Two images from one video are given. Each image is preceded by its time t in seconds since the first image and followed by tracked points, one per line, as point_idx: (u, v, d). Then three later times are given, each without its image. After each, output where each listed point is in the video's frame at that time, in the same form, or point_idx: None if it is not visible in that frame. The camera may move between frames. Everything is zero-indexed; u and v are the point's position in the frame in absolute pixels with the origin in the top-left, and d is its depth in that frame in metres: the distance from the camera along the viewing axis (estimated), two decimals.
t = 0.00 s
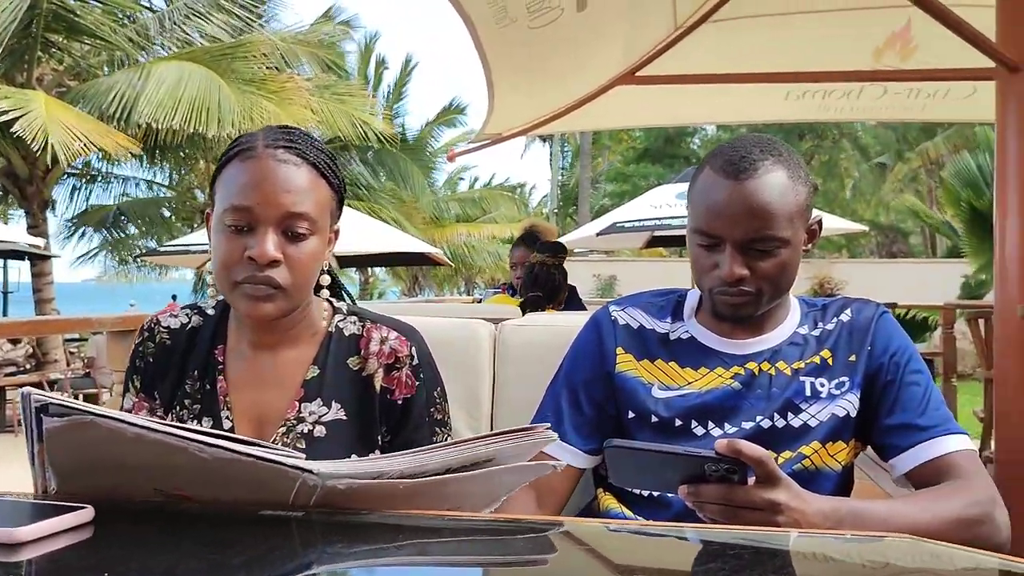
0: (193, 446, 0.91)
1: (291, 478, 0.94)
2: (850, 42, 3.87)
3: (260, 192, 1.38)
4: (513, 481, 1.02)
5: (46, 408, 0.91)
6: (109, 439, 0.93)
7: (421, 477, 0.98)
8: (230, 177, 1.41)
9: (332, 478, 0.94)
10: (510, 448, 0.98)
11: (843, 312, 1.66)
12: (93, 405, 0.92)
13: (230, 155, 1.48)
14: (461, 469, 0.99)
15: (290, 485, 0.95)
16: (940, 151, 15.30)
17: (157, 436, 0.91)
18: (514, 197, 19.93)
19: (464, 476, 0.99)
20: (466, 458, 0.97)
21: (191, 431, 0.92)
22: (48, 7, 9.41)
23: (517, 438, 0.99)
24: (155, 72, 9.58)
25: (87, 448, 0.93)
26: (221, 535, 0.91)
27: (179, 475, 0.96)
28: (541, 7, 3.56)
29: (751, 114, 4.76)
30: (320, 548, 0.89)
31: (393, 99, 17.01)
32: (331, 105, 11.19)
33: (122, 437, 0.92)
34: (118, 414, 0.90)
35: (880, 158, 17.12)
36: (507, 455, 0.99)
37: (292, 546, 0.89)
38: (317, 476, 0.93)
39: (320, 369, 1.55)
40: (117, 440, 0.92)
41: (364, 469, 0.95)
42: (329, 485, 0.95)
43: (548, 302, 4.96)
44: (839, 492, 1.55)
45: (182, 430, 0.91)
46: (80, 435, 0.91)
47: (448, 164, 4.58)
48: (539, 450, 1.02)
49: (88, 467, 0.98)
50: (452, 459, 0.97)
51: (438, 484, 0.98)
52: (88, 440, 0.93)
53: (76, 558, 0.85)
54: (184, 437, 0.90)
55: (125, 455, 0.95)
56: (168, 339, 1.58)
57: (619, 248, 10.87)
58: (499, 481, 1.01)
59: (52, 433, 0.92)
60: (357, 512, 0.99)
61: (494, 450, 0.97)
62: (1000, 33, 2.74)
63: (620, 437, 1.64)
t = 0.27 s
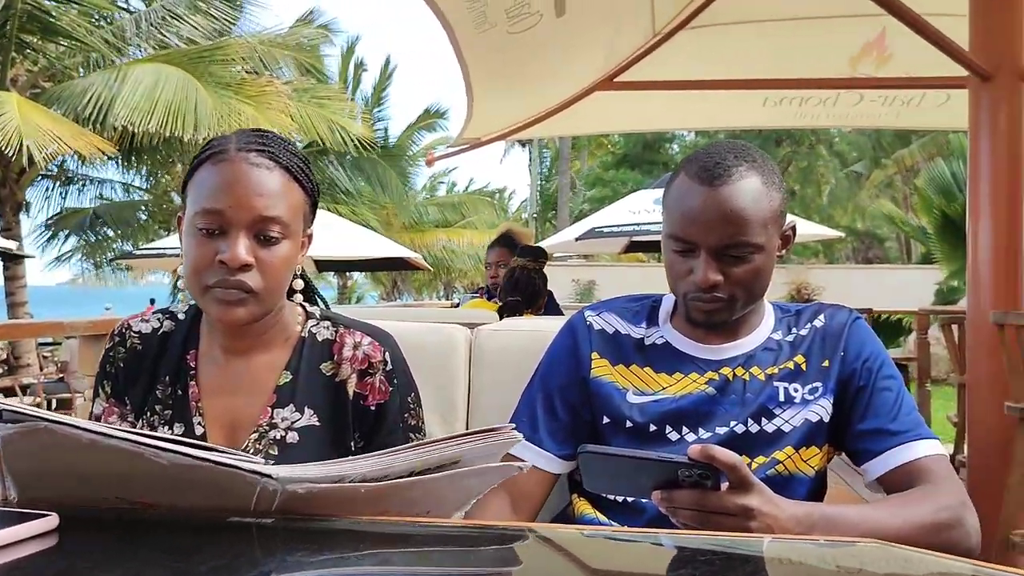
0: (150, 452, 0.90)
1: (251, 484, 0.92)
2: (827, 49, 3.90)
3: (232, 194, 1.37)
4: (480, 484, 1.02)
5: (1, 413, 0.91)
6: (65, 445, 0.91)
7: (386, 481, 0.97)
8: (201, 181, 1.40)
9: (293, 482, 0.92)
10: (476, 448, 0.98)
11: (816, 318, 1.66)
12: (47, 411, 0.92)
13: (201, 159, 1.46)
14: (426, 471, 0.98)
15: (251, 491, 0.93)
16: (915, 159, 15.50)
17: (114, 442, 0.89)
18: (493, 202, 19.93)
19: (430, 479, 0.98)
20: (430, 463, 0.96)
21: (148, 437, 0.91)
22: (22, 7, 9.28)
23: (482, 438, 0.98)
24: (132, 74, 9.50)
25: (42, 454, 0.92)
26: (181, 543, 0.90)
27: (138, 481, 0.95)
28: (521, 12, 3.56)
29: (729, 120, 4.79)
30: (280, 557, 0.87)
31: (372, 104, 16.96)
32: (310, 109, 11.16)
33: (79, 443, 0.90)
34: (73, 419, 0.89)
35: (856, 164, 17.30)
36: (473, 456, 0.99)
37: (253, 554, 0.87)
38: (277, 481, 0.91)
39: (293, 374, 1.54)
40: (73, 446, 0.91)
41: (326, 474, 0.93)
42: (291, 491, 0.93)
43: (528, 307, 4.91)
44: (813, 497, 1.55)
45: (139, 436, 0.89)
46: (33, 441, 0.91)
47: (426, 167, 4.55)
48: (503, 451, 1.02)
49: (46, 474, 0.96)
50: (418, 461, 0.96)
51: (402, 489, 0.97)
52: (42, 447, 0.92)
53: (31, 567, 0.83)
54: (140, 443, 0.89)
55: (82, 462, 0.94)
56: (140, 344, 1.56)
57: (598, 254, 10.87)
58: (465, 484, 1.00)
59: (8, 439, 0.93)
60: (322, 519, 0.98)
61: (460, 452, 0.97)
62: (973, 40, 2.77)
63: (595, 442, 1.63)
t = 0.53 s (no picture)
0: (115, 458, 0.88)
1: (219, 489, 0.91)
2: (805, 56, 3.94)
3: (208, 197, 1.36)
4: (455, 492, 1.01)
5: None
6: (28, 451, 0.88)
7: (356, 488, 0.96)
8: (176, 184, 1.39)
9: (262, 489, 0.91)
10: (449, 457, 0.97)
11: (793, 324, 1.67)
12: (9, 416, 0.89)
13: (177, 162, 1.45)
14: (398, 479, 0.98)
15: (219, 497, 0.92)
16: (891, 167, 15.70)
17: (78, 450, 0.87)
18: (473, 207, 19.91)
19: (402, 486, 0.97)
20: (402, 468, 0.96)
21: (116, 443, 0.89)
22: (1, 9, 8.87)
23: (454, 446, 0.98)
24: (109, 76, 9.41)
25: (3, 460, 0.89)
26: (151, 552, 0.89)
27: (104, 487, 0.93)
28: (502, 18, 3.56)
29: (707, 127, 4.82)
30: (248, 564, 0.87)
31: (353, 108, 16.90)
32: (289, 114, 11.10)
33: (43, 451, 0.88)
34: (35, 426, 0.87)
35: (834, 172, 17.46)
36: (446, 465, 0.98)
37: (222, 562, 0.87)
38: (245, 487, 0.90)
39: (269, 379, 1.52)
40: (37, 455, 0.88)
41: (295, 480, 0.92)
42: (260, 497, 0.92)
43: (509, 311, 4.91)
44: (788, 502, 1.56)
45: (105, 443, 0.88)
46: None
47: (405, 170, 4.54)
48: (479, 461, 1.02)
49: (9, 483, 0.94)
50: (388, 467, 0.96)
51: (373, 496, 0.96)
52: (4, 453, 0.89)
53: None
54: (106, 448, 0.87)
55: (45, 468, 0.91)
56: (113, 348, 1.54)
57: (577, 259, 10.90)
58: (436, 492, 1.00)
59: None
60: (291, 524, 0.97)
61: (432, 458, 0.97)
62: (948, 50, 2.81)
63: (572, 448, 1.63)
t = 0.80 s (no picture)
0: (90, 463, 0.86)
1: (196, 494, 0.90)
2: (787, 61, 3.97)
3: (187, 200, 1.35)
4: (435, 498, 1.01)
5: None
6: None
7: (334, 493, 0.95)
8: (155, 187, 1.37)
9: (239, 493, 0.90)
10: (426, 462, 0.98)
11: (772, 330, 1.68)
12: None
13: (156, 164, 1.43)
14: (376, 483, 0.98)
15: (195, 502, 0.91)
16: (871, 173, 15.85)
17: (52, 454, 0.84)
18: (457, 211, 19.90)
19: (381, 492, 0.97)
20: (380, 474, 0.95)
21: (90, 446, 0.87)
22: None
23: (429, 451, 0.98)
24: (90, 77, 9.32)
25: None
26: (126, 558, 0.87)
27: (77, 492, 0.90)
28: (486, 22, 3.56)
29: (689, 132, 4.85)
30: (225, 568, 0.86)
31: (338, 111, 16.85)
32: (273, 117, 11.04)
33: (14, 454, 0.84)
34: (6, 429, 0.83)
35: (815, 177, 17.60)
36: (422, 469, 0.99)
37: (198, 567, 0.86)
38: (222, 492, 0.89)
39: (248, 384, 1.51)
40: (7, 457, 0.85)
41: (271, 485, 0.91)
42: (236, 502, 0.91)
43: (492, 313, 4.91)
44: (768, 507, 1.57)
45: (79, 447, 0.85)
46: None
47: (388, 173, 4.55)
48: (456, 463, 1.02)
49: None
50: (366, 472, 0.95)
51: (352, 501, 0.96)
52: None
53: None
54: (79, 453, 0.85)
55: (15, 471, 0.88)
56: (91, 353, 1.53)
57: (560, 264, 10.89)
58: (412, 498, 1.00)
59: None
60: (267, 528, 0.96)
61: (410, 464, 0.96)
62: (927, 57, 2.83)
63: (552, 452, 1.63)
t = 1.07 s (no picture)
0: (76, 466, 0.85)
1: (182, 498, 0.89)
2: (775, 64, 3.99)
3: (172, 196, 1.34)
4: (422, 509, 1.01)
5: None
6: None
7: (319, 503, 0.94)
8: (139, 185, 1.37)
9: (224, 497, 0.89)
10: (417, 476, 0.98)
11: (758, 333, 1.69)
12: None
13: (140, 163, 1.43)
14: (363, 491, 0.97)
15: (180, 505, 0.90)
16: (857, 175, 15.96)
17: (37, 456, 0.84)
18: (445, 211, 19.88)
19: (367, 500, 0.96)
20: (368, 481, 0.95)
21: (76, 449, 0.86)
22: None
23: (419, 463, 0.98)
24: (76, 74, 9.25)
25: None
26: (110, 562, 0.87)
27: (62, 493, 0.90)
28: (474, 22, 3.56)
29: (677, 134, 4.86)
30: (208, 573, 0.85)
31: (327, 111, 16.81)
32: (261, 117, 11.00)
33: None
34: None
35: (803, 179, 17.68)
36: (411, 483, 0.98)
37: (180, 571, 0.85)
38: (207, 496, 0.88)
39: (234, 385, 1.51)
40: None
41: (258, 490, 0.90)
42: (222, 507, 0.90)
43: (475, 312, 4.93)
44: (752, 510, 1.57)
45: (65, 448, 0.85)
46: None
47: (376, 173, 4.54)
48: (444, 481, 1.02)
49: None
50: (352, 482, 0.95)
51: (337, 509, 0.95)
52: None
53: None
54: (67, 455, 0.84)
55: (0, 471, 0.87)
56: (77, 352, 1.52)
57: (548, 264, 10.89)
58: (400, 506, 0.99)
59: None
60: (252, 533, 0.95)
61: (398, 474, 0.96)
62: (913, 61, 2.85)
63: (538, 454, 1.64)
